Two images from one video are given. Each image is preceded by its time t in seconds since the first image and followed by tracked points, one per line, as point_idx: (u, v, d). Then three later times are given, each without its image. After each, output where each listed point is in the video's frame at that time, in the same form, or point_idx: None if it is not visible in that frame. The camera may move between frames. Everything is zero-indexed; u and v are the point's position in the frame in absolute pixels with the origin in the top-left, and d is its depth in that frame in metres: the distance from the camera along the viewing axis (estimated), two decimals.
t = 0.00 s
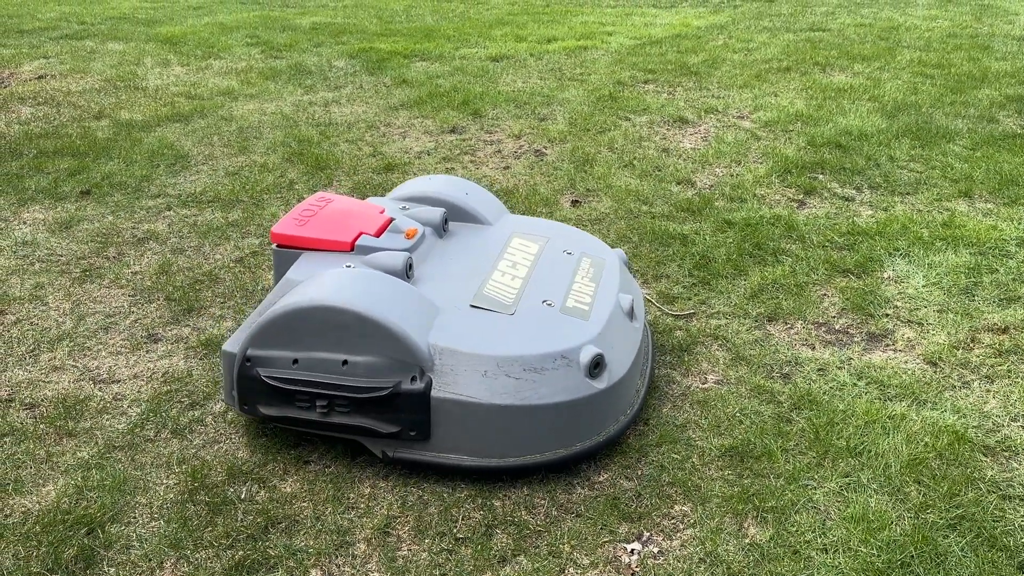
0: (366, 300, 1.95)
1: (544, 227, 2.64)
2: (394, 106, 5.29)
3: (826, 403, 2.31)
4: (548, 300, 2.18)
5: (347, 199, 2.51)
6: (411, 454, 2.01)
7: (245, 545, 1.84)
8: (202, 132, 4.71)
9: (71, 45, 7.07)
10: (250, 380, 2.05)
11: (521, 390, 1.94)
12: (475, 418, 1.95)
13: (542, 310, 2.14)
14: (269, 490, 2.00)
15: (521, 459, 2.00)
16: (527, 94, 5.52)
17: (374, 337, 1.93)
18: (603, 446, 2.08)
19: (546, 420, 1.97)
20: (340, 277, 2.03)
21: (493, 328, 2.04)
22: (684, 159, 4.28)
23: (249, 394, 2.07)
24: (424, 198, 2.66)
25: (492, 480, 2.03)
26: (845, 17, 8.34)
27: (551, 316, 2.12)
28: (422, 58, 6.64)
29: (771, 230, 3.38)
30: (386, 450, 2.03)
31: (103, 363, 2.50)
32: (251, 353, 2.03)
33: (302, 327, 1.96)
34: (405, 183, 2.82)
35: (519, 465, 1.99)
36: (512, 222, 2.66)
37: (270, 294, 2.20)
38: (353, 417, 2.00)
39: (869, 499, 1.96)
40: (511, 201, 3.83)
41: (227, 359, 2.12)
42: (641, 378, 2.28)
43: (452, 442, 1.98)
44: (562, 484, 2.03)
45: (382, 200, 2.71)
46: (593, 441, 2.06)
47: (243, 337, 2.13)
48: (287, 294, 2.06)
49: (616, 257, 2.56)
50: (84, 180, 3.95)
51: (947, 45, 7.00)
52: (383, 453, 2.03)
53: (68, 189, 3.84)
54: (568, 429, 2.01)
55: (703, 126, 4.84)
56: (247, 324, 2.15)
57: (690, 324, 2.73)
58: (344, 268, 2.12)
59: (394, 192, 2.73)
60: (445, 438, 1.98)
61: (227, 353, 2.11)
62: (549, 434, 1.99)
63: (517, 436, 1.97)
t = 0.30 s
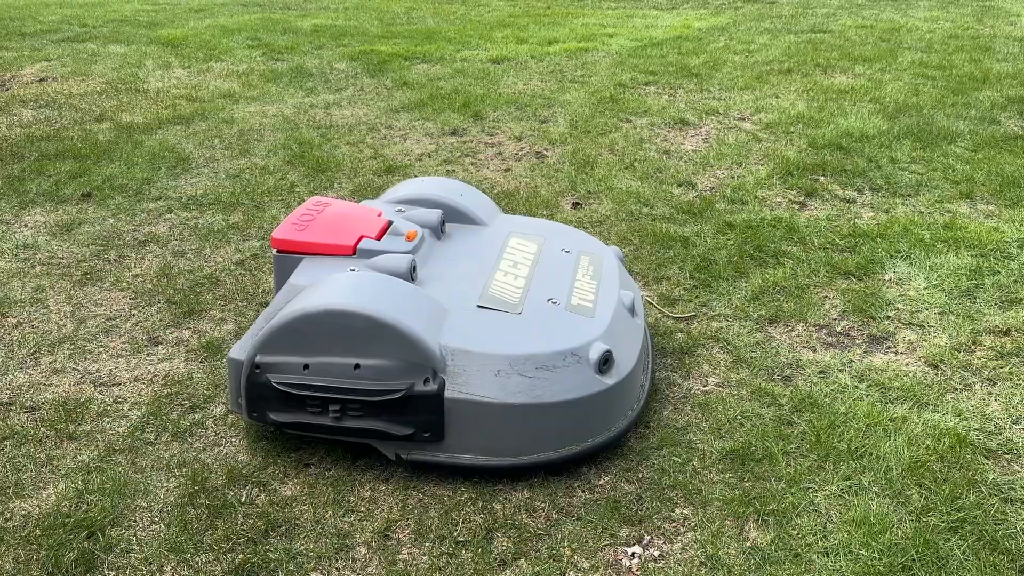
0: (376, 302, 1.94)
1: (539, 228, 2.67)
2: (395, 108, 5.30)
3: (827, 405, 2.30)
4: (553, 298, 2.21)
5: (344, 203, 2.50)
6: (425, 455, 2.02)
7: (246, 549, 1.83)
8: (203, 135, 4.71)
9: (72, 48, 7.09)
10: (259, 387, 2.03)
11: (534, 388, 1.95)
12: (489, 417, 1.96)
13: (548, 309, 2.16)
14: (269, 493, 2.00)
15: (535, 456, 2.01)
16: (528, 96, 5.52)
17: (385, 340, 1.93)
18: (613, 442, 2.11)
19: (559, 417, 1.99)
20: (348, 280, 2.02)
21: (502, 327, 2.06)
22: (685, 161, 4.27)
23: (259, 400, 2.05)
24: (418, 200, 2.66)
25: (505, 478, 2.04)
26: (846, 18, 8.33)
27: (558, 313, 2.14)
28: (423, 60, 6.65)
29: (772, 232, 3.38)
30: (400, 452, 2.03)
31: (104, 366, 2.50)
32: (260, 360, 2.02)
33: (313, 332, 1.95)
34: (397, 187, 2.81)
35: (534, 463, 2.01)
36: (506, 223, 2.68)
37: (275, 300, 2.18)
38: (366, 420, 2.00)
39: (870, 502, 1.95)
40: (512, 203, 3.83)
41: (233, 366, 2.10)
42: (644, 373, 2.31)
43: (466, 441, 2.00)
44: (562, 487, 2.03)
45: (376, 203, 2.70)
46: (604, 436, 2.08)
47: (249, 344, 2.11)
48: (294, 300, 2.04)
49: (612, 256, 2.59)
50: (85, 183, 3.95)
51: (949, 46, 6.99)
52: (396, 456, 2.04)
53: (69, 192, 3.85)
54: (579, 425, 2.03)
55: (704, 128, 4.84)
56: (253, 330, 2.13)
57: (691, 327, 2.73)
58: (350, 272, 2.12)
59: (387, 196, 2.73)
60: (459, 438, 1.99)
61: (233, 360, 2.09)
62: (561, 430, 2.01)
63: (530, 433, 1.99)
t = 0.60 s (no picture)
0: (390, 305, 1.94)
1: (534, 228, 2.68)
2: (395, 110, 5.30)
3: (830, 408, 2.30)
4: (559, 296, 2.23)
5: (340, 205, 2.48)
6: (440, 456, 2.02)
7: (246, 553, 1.82)
8: (204, 137, 4.71)
9: (72, 50, 7.08)
10: (270, 394, 2.01)
11: (549, 386, 1.97)
12: (504, 416, 1.97)
13: (555, 306, 2.18)
14: (270, 496, 1.99)
15: (549, 453, 2.03)
16: (529, 98, 5.52)
17: (401, 342, 1.92)
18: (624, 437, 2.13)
19: (573, 414, 2.01)
20: (359, 283, 2.01)
21: (513, 325, 2.07)
22: (686, 163, 4.27)
23: (269, 407, 2.02)
24: (413, 201, 2.66)
25: (519, 477, 2.05)
26: (847, 19, 8.33)
27: (566, 311, 2.17)
28: (424, 61, 6.64)
29: (774, 234, 3.37)
30: (415, 455, 2.03)
31: (104, 369, 2.49)
32: (271, 366, 1.99)
33: (327, 336, 1.93)
34: (389, 189, 2.80)
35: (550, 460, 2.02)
36: (501, 224, 2.69)
37: (280, 306, 2.15)
38: (381, 423, 1.99)
39: (873, 505, 1.94)
40: (513, 205, 3.82)
41: (239, 374, 2.07)
42: (648, 368, 2.34)
43: (481, 441, 2.00)
44: (563, 490, 2.02)
45: (370, 206, 2.69)
46: (615, 431, 2.10)
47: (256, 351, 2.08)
48: (304, 304, 2.02)
49: (608, 254, 2.63)
50: (85, 185, 3.94)
51: (950, 47, 6.98)
52: (411, 458, 2.03)
53: (70, 194, 3.84)
54: (593, 421, 2.05)
55: (705, 129, 4.84)
56: (259, 337, 2.10)
57: (693, 329, 2.72)
58: (357, 275, 2.11)
59: (381, 198, 2.72)
60: (474, 438, 2.00)
61: (239, 367, 2.06)
62: (574, 427, 2.02)
63: (545, 431, 2.00)
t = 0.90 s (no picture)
0: (402, 309, 1.93)
1: (529, 228, 2.70)
2: (396, 111, 5.28)
3: (834, 411, 2.28)
4: (565, 294, 2.25)
5: (336, 209, 2.46)
6: (455, 458, 2.02)
7: (248, 559, 1.81)
8: (204, 139, 4.69)
9: (71, 52, 7.07)
10: (281, 401, 1.98)
11: (562, 384, 1.99)
12: (520, 416, 1.97)
13: (561, 304, 2.20)
14: (271, 502, 1.98)
15: (563, 451, 2.04)
16: (530, 99, 5.50)
17: (414, 346, 1.92)
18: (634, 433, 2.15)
19: (586, 411, 2.02)
20: (368, 287, 2.00)
21: (523, 324, 2.08)
22: (688, 164, 4.25)
23: (281, 415, 2.00)
24: (409, 203, 2.64)
25: (533, 476, 2.06)
26: (848, 20, 8.31)
27: (573, 309, 2.18)
28: (424, 63, 6.63)
29: (777, 235, 3.36)
30: (431, 458, 2.02)
31: (104, 373, 2.48)
32: (282, 373, 1.96)
33: (339, 341, 1.92)
34: (381, 192, 2.78)
35: (565, 458, 2.03)
36: (496, 225, 2.70)
37: (285, 312, 2.13)
38: (396, 427, 1.98)
39: (879, 510, 1.93)
40: (514, 207, 3.81)
41: (247, 383, 2.04)
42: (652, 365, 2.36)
43: (495, 441, 2.01)
44: (567, 496, 2.00)
45: (364, 209, 2.66)
46: (625, 427, 2.12)
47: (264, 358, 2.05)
48: (313, 310, 2.00)
49: (604, 251, 2.65)
50: (85, 188, 3.93)
51: (951, 48, 6.97)
52: (426, 461, 2.03)
53: (69, 196, 3.82)
54: (605, 418, 2.06)
55: (707, 130, 4.82)
56: (265, 344, 2.07)
57: (697, 332, 2.71)
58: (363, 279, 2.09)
59: (375, 202, 2.70)
60: (488, 438, 2.00)
61: (247, 376, 2.03)
62: (586, 424, 2.04)
63: (558, 429, 2.01)
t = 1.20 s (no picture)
0: (418, 312, 1.92)
1: (524, 227, 2.69)
2: (396, 113, 5.25)
3: (843, 417, 2.25)
4: (573, 292, 2.26)
5: (331, 215, 2.40)
6: (475, 461, 2.00)
7: (249, 570, 1.78)
8: (203, 141, 4.66)
9: (69, 53, 7.03)
10: (296, 412, 1.94)
11: (580, 381, 2.00)
12: (540, 415, 1.98)
13: (570, 302, 2.21)
14: (273, 510, 1.94)
15: (581, 449, 2.04)
16: (530, 100, 5.47)
17: (432, 349, 1.90)
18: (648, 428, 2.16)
19: (604, 407, 2.03)
20: (379, 291, 1.98)
21: (537, 323, 2.09)
22: (690, 166, 4.22)
23: (297, 426, 1.96)
24: (403, 205, 2.61)
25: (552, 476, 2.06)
26: (849, 20, 8.29)
27: (582, 307, 2.20)
28: (424, 64, 6.60)
29: (782, 238, 3.33)
30: (450, 462, 2.00)
31: (103, 379, 2.44)
32: (297, 384, 1.93)
33: (356, 347, 1.90)
34: (371, 196, 2.74)
35: (585, 456, 2.04)
36: (490, 225, 2.69)
37: (293, 321, 2.08)
38: (416, 433, 1.95)
39: (891, 518, 1.90)
40: (516, 209, 3.78)
41: (258, 395, 1.99)
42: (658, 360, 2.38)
43: (515, 442, 2.00)
44: (573, 504, 1.97)
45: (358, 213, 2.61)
46: (640, 422, 2.13)
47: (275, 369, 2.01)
48: (324, 317, 1.97)
49: (600, 247, 2.66)
50: (83, 190, 3.89)
51: (952, 48, 6.95)
52: (446, 466, 2.01)
53: (67, 199, 3.79)
54: (621, 414, 2.08)
55: (709, 131, 4.79)
56: (274, 354, 2.03)
57: (702, 336, 2.67)
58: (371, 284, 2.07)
59: (367, 206, 2.66)
60: (508, 439, 2.00)
61: (259, 388, 1.98)
62: (604, 421, 2.05)
63: (577, 427, 2.02)
